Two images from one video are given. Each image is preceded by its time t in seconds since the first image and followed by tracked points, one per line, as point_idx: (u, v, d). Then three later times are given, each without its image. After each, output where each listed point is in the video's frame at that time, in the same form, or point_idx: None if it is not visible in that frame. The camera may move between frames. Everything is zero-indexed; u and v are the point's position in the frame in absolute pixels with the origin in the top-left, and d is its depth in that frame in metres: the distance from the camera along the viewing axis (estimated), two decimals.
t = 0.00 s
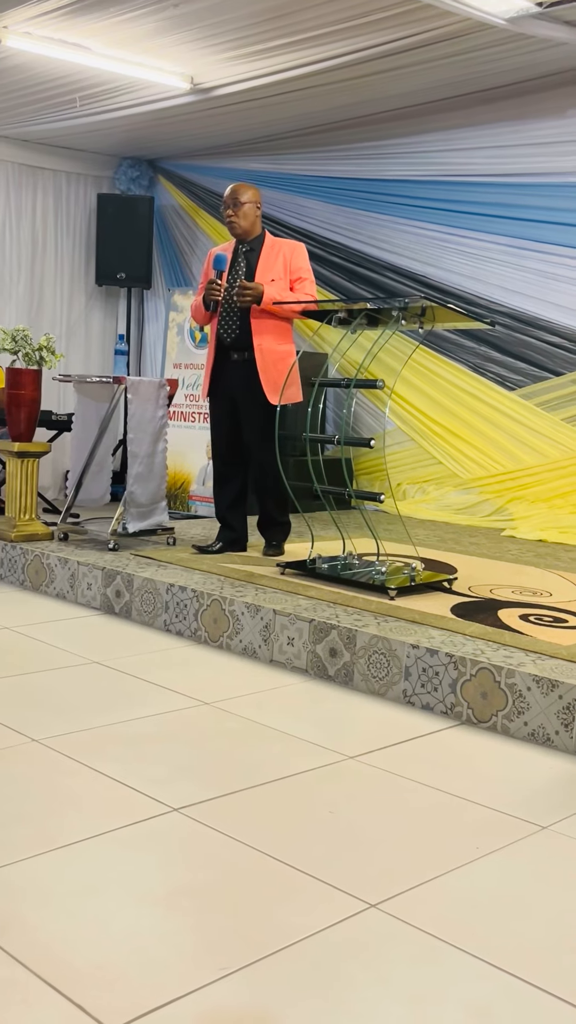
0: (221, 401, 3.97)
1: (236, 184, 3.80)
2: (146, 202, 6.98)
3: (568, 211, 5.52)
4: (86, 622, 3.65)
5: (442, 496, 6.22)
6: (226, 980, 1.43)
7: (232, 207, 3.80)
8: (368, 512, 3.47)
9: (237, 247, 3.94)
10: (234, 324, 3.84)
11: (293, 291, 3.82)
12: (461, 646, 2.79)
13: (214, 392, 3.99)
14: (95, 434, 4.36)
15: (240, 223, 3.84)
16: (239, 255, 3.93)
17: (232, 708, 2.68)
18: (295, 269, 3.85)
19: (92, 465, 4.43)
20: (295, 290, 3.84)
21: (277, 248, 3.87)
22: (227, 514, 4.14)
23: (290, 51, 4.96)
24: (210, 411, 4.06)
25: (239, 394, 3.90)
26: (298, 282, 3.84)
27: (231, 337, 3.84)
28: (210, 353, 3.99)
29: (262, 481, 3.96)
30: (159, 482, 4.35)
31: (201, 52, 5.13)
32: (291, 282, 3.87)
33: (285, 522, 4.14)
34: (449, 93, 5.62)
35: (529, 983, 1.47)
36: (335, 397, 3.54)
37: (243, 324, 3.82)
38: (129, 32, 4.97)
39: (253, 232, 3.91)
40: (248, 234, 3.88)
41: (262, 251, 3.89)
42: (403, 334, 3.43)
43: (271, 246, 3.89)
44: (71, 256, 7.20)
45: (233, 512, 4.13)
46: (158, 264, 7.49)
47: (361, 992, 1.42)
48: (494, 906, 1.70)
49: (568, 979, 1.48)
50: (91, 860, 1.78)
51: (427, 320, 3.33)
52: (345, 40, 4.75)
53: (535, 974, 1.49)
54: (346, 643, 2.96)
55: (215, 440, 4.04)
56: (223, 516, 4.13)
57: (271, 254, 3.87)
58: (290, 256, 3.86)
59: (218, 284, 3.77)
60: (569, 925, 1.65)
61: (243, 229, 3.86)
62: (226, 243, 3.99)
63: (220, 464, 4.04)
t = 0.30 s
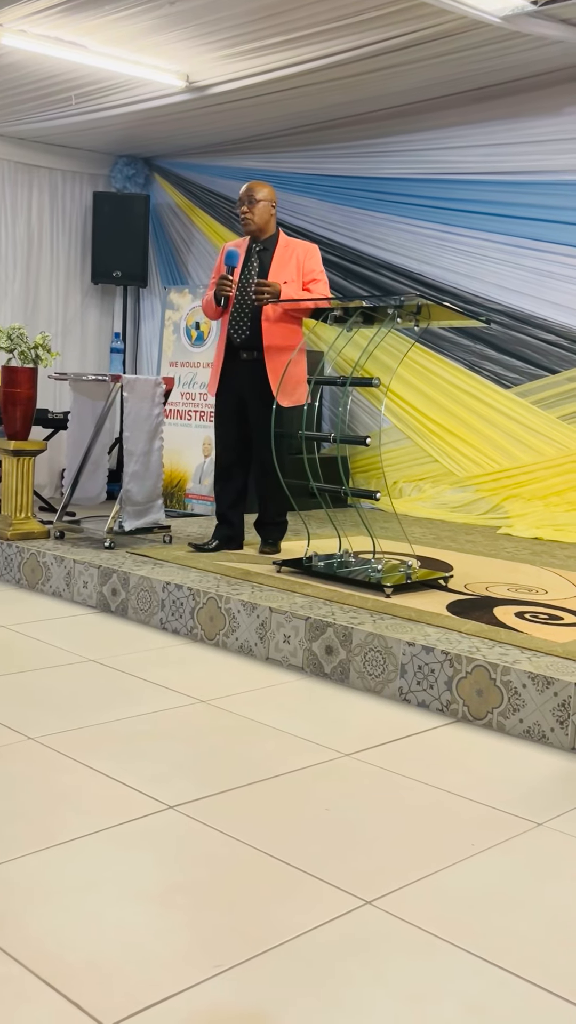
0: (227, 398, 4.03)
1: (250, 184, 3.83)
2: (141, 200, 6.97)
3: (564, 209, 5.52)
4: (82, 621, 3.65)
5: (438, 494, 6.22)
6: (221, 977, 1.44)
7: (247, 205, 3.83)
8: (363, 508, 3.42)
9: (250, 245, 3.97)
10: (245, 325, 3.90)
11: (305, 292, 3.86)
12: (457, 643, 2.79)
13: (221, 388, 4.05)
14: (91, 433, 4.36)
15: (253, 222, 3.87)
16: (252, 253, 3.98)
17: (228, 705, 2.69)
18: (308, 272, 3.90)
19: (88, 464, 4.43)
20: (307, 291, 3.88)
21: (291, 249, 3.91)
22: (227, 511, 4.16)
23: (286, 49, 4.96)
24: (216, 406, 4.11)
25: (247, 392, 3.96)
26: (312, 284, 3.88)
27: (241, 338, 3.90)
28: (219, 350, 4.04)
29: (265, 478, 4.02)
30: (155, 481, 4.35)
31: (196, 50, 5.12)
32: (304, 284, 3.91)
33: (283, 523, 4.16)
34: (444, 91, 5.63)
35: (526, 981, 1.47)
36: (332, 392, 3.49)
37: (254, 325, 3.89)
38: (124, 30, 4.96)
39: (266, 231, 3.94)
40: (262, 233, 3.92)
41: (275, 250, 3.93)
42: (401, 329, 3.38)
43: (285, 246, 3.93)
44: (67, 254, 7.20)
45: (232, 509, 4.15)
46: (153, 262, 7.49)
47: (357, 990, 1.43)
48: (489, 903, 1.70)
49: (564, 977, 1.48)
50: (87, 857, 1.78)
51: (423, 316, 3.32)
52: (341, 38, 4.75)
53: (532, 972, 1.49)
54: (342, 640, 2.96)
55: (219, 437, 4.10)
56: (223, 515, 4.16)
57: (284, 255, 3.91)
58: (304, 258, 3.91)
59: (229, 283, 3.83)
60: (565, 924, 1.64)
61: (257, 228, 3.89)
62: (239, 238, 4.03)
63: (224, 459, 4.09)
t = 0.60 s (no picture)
0: (231, 398, 4.03)
1: (260, 184, 3.81)
2: (137, 198, 6.98)
3: (560, 207, 5.52)
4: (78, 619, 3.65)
5: (435, 492, 6.22)
6: (217, 975, 1.44)
7: (256, 206, 3.81)
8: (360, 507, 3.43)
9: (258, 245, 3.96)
10: (252, 326, 3.89)
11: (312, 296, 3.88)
12: (453, 641, 2.79)
13: (225, 385, 4.04)
14: (87, 432, 4.37)
15: (262, 222, 3.86)
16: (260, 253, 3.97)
17: (223, 703, 2.69)
18: (316, 277, 3.92)
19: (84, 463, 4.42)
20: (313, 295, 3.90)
21: (299, 251, 3.92)
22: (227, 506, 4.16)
23: (282, 46, 4.95)
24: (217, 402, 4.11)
25: (252, 391, 3.97)
26: (319, 290, 3.90)
27: (247, 338, 3.89)
28: (223, 347, 4.03)
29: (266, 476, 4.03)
30: (151, 480, 4.34)
31: (191, 48, 5.12)
32: (311, 285, 3.93)
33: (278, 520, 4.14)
34: (440, 89, 5.62)
35: (520, 975, 1.48)
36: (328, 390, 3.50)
37: (260, 326, 3.89)
38: (119, 29, 4.96)
39: (275, 231, 3.94)
40: (271, 234, 3.92)
41: (283, 252, 3.93)
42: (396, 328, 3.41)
43: (293, 247, 3.93)
44: (63, 253, 7.19)
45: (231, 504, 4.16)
46: (149, 261, 7.48)
47: (353, 986, 1.43)
48: (484, 899, 1.70)
49: (560, 974, 1.49)
50: (83, 855, 1.78)
51: (419, 314, 3.33)
52: (337, 36, 4.75)
53: (526, 967, 1.50)
54: (338, 638, 2.96)
55: (220, 436, 4.10)
56: (223, 514, 4.17)
57: (292, 257, 3.92)
58: (311, 262, 3.92)
59: (238, 283, 3.78)
60: (560, 920, 1.65)
61: (266, 229, 3.89)
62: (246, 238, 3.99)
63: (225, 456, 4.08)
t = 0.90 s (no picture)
0: (230, 395, 4.04)
1: (259, 184, 3.80)
2: (133, 196, 6.96)
3: (556, 205, 5.52)
4: (75, 617, 3.65)
5: (431, 489, 6.23)
6: (215, 974, 1.44)
7: (255, 207, 3.81)
8: (357, 505, 3.43)
9: (258, 243, 3.96)
10: (251, 323, 3.90)
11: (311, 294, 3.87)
12: (450, 639, 2.80)
13: (224, 383, 4.05)
14: (84, 429, 4.36)
15: (262, 222, 3.86)
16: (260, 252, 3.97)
17: (221, 701, 2.69)
18: (315, 275, 3.91)
19: (81, 460, 4.42)
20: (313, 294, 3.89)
21: (299, 249, 3.91)
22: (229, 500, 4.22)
23: (279, 43, 4.94)
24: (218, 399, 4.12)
25: (250, 389, 3.97)
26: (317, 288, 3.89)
27: (246, 336, 3.90)
28: (223, 346, 4.04)
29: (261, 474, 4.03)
30: (149, 477, 4.34)
31: (188, 46, 5.11)
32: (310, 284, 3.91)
33: (274, 519, 4.12)
34: (436, 86, 5.62)
35: (516, 972, 1.48)
36: (325, 388, 3.51)
37: (259, 324, 3.89)
38: (116, 25, 4.95)
39: (275, 231, 3.93)
40: (271, 233, 3.91)
41: (283, 251, 3.93)
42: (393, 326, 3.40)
43: (293, 246, 3.92)
44: (59, 250, 7.18)
45: (234, 497, 4.22)
46: (145, 259, 7.47)
47: (352, 985, 1.43)
48: (481, 897, 1.71)
49: (559, 972, 1.49)
50: (81, 854, 1.78)
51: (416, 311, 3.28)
52: (333, 33, 4.74)
53: (525, 965, 1.50)
54: (336, 636, 2.96)
55: (220, 433, 4.11)
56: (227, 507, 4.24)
57: (292, 255, 3.91)
58: (311, 261, 3.91)
59: (239, 283, 3.82)
60: (558, 918, 1.65)
61: (265, 229, 3.88)
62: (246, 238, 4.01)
63: (225, 453, 4.10)
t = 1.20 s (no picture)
0: (225, 393, 4.04)
1: (248, 183, 3.82)
2: (130, 193, 6.95)
3: (553, 203, 5.52)
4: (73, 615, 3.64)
5: (429, 487, 6.22)
6: (213, 971, 1.43)
7: (246, 206, 3.83)
8: (354, 502, 3.46)
9: (249, 244, 3.97)
10: (242, 320, 3.90)
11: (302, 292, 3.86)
12: (447, 636, 2.80)
13: (219, 382, 4.05)
14: (81, 427, 4.35)
15: (252, 221, 3.87)
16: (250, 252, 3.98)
17: (218, 699, 2.68)
18: (306, 273, 3.90)
19: (78, 458, 4.40)
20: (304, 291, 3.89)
21: (289, 248, 3.91)
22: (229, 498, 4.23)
23: (275, 41, 4.94)
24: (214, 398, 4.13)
25: (244, 385, 3.97)
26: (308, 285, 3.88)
27: (238, 333, 3.89)
28: (216, 345, 4.04)
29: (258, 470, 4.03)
30: (145, 475, 4.34)
31: (185, 43, 5.10)
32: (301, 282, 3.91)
33: (273, 517, 4.12)
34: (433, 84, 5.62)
35: (513, 969, 1.48)
36: (322, 386, 3.51)
37: (250, 320, 3.89)
38: (114, 23, 4.94)
39: (265, 231, 3.94)
40: (261, 233, 3.92)
41: (273, 249, 3.93)
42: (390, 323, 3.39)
43: (283, 244, 3.92)
44: (56, 247, 7.16)
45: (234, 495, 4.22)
46: (142, 256, 7.46)
47: (350, 983, 1.43)
48: (478, 894, 1.71)
49: (557, 969, 1.49)
50: (78, 852, 1.78)
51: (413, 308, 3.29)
52: (330, 30, 4.74)
53: (523, 962, 1.50)
54: (333, 634, 2.96)
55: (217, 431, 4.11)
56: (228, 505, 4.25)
57: (282, 253, 3.91)
58: (301, 259, 3.91)
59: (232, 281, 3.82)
60: (557, 916, 1.65)
61: (256, 228, 3.89)
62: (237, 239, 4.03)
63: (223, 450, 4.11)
